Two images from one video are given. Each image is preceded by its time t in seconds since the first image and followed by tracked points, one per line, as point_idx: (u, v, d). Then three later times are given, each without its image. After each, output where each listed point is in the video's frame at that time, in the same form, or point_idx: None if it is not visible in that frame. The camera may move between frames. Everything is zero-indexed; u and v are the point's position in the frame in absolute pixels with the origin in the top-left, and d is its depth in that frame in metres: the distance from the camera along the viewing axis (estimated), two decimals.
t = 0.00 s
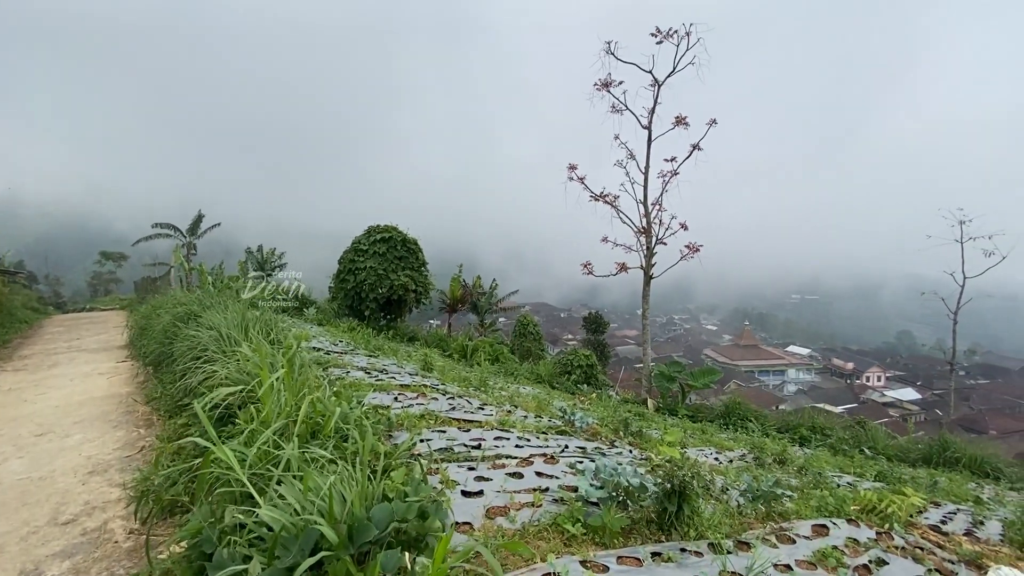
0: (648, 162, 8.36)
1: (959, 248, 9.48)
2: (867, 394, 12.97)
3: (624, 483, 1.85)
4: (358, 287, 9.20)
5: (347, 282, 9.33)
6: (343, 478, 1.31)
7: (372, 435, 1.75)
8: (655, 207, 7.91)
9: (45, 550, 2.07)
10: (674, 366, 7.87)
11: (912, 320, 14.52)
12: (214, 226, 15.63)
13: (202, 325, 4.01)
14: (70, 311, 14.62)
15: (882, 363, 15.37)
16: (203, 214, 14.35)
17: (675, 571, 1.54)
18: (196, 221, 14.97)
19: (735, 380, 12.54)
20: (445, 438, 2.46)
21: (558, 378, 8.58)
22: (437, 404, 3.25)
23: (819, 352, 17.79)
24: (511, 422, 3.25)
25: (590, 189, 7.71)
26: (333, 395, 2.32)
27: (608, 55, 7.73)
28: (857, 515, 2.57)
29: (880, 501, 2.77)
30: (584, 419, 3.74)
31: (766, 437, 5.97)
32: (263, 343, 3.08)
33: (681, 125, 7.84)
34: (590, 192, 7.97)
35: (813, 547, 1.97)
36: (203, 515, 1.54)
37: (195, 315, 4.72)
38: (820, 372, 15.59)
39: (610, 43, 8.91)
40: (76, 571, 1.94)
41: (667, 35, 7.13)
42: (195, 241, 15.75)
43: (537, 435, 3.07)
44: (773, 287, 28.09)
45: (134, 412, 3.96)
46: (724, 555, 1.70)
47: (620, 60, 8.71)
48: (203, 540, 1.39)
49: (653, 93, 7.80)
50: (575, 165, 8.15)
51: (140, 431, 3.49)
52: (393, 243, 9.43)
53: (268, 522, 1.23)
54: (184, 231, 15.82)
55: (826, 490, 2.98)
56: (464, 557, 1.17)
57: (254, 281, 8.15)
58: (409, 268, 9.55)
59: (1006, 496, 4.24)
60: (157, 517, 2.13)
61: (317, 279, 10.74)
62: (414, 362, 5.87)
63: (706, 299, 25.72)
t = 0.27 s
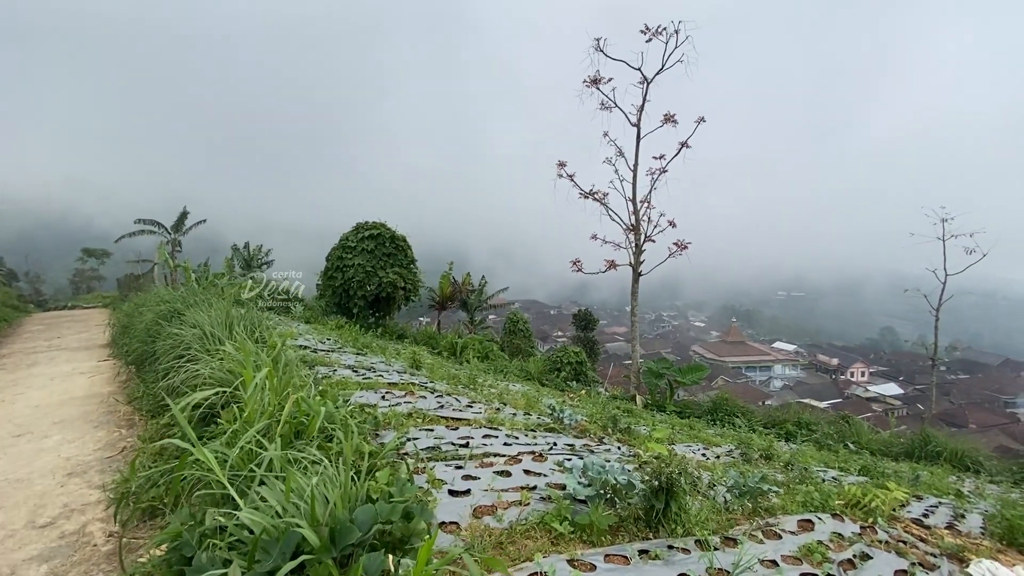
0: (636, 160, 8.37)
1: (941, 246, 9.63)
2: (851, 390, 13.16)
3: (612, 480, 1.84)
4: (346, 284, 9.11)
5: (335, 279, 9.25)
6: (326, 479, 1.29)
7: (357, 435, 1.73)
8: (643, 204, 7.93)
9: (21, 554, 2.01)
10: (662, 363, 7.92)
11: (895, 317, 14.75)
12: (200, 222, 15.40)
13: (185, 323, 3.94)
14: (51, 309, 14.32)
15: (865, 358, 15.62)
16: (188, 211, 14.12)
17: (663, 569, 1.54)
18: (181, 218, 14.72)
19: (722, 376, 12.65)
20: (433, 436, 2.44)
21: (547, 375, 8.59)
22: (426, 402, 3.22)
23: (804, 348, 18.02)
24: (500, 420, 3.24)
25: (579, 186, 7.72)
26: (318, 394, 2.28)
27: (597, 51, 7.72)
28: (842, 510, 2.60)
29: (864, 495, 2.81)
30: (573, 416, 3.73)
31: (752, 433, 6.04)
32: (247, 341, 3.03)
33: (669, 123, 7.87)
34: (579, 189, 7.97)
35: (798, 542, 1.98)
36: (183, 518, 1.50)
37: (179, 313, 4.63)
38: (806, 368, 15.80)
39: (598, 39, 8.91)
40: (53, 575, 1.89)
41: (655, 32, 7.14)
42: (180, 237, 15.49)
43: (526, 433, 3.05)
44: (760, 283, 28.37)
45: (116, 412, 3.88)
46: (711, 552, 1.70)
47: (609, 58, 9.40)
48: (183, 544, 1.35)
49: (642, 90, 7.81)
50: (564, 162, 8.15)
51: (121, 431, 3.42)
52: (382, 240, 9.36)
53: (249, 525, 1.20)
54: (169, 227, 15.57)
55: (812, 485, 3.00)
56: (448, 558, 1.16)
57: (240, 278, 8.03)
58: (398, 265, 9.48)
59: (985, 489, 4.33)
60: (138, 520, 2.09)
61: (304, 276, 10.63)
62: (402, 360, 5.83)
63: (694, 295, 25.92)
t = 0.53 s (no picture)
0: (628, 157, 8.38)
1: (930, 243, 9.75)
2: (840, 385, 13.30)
3: (602, 477, 1.84)
4: (338, 281, 9.06)
5: (326, 276, 9.19)
6: (312, 479, 1.28)
7: (345, 434, 1.72)
8: (635, 202, 7.94)
9: (4, 556, 1.98)
10: (654, 360, 7.96)
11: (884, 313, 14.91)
12: (189, 219, 15.23)
13: (173, 321, 3.89)
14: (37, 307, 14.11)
15: (853, 354, 15.79)
16: (178, 207, 13.95)
17: (652, 566, 1.55)
18: (171, 214, 14.53)
19: (714, 372, 12.73)
20: (423, 435, 2.43)
21: (540, 372, 8.61)
22: (416, 400, 3.21)
23: (794, 344, 18.19)
24: (491, 417, 3.23)
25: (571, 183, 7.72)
26: (306, 392, 2.26)
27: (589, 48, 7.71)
28: (831, 505, 2.62)
29: (852, 490, 2.83)
30: (564, 413, 3.74)
31: (743, 429, 6.08)
32: (234, 339, 3.00)
33: (661, 120, 7.89)
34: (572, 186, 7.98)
35: (787, 538, 1.99)
36: (168, 519, 1.48)
37: (167, 311, 4.58)
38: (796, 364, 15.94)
39: (590, 36, 8.90)
40: None
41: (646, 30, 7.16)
42: (170, 234, 15.29)
43: (516, 431, 3.05)
44: (751, 280, 28.57)
45: (102, 412, 3.83)
46: (699, 548, 1.71)
47: (601, 54, 9.35)
48: (168, 545, 1.34)
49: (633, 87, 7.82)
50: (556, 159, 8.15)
51: (108, 431, 3.38)
52: (373, 237, 9.31)
53: (233, 527, 1.19)
54: (158, 224, 15.39)
55: (801, 480, 3.03)
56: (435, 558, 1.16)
57: (230, 275, 7.96)
58: (390, 262, 9.44)
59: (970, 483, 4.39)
60: (124, 521, 2.06)
61: (295, 273, 10.55)
62: (393, 357, 5.81)
63: (686, 292, 26.05)
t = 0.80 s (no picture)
0: (625, 153, 8.37)
1: (925, 239, 9.79)
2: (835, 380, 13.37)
3: (597, 474, 1.84)
4: (334, 278, 9.03)
5: (322, 273, 9.16)
6: (306, 476, 1.27)
7: (340, 431, 1.71)
8: (632, 198, 7.94)
9: None
10: (650, 356, 7.97)
11: (879, 309, 14.97)
12: (184, 216, 15.14)
13: (168, 318, 3.87)
14: (31, 304, 14.03)
15: (848, 350, 15.88)
16: (173, 204, 13.87)
17: (647, 562, 1.55)
18: (166, 211, 14.45)
19: (710, 368, 12.78)
20: (419, 432, 2.42)
21: (536, 368, 8.62)
22: (412, 397, 3.21)
23: (789, 339, 18.26)
24: (487, 414, 3.23)
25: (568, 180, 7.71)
26: (301, 390, 2.25)
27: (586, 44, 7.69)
28: (825, 500, 2.64)
29: (847, 485, 2.85)
30: (561, 409, 3.74)
31: (739, 424, 6.11)
32: (229, 337, 2.97)
33: (657, 116, 7.88)
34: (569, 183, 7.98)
35: (782, 533, 2.00)
36: (162, 517, 1.47)
37: (162, 308, 4.55)
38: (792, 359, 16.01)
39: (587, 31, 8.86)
40: None
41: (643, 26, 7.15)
42: (165, 231, 15.21)
43: (513, 427, 3.05)
44: (747, 276, 28.64)
45: (97, 410, 3.80)
46: (695, 544, 1.72)
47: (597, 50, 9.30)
48: (160, 544, 1.33)
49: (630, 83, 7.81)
50: (553, 155, 8.13)
51: (103, 429, 3.36)
52: (370, 233, 9.28)
53: (226, 525, 1.18)
54: (153, 221, 15.30)
55: (796, 476, 3.04)
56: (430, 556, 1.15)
57: (225, 273, 7.92)
58: (386, 259, 9.42)
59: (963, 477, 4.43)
60: (118, 519, 2.05)
61: (291, 270, 10.51)
62: (390, 354, 5.80)
63: (682, 288, 26.10)
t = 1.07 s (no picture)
0: (627, 149, 8.34)
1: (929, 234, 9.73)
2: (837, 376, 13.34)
3: (599, 469, 1.84)
4: (336, 274, 9.03)
5: (324, 270, 9.16)
6: (307, 472, 1.28)
7: (341, 427, 1.71)
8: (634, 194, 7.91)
9: (2, 551, 1.97)
10: (651, 352, 7.97)
11: (882, 305, 14.92)
12: (185, 213, 15.14)
13: (170, 315, 3.87)
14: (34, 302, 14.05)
15: (851, 346, 15.84)
16: (175, 201, 13.87)
17: (649, 557, 1.55)
18: (168, 208, 14.45)
19: (712, 365, 12.77)
20: (421, 428, 2.43)
21: (538, 365, 8.62)
22: (414, 394, 3.20)
23: (792, 336, 18.22)
24: (489, 410, 3.23)
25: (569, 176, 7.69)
26: (303, 386, 2.26)
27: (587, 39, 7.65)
28: (827, 496, 2.63)
29: (849, 481, 2.85)
30: (562, 406, 3.74)
31: (741, 421, 6.11)
32: (230, 333, 2.97)
33: (659, 112, 7.84)
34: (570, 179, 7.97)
35: (784, 529, 2.00)
36: (164, 513, 1.47)
37: (164, 304, 4.56)
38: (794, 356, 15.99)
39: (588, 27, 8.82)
40: (35, 572, 1.86)
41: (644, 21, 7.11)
42: (167, 228, 15.22)
43: (514, 423, 3.05)
44: (749, 273, 28.58)
45: (100, 406, 3.82)
46: (697, 540, 1.72)
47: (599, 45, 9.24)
48: (163, 540, 1.33)
49: (632, 79, 7.77)
50: (554, 151, 8.11)
51: (106, 425, 3.37)
52: (371, 230, 9.27)
53: (229, 519, 1.18)
54: (154, 218, 15.30)
55: (798, 472, 3.04)
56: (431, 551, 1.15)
57: (227, 269, 7.92)
58: (388, 256, 9.42)
59: (965, 474, 4.42)
60: (122, 515, 2.05)
61: (293, 267, 10.53)
62: (391, 351, 5.80)
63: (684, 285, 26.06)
